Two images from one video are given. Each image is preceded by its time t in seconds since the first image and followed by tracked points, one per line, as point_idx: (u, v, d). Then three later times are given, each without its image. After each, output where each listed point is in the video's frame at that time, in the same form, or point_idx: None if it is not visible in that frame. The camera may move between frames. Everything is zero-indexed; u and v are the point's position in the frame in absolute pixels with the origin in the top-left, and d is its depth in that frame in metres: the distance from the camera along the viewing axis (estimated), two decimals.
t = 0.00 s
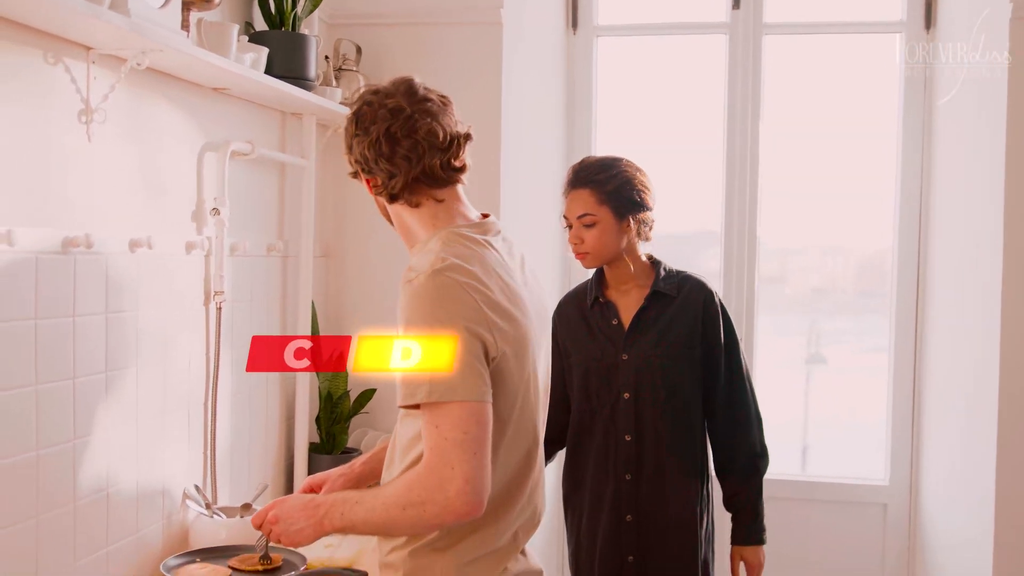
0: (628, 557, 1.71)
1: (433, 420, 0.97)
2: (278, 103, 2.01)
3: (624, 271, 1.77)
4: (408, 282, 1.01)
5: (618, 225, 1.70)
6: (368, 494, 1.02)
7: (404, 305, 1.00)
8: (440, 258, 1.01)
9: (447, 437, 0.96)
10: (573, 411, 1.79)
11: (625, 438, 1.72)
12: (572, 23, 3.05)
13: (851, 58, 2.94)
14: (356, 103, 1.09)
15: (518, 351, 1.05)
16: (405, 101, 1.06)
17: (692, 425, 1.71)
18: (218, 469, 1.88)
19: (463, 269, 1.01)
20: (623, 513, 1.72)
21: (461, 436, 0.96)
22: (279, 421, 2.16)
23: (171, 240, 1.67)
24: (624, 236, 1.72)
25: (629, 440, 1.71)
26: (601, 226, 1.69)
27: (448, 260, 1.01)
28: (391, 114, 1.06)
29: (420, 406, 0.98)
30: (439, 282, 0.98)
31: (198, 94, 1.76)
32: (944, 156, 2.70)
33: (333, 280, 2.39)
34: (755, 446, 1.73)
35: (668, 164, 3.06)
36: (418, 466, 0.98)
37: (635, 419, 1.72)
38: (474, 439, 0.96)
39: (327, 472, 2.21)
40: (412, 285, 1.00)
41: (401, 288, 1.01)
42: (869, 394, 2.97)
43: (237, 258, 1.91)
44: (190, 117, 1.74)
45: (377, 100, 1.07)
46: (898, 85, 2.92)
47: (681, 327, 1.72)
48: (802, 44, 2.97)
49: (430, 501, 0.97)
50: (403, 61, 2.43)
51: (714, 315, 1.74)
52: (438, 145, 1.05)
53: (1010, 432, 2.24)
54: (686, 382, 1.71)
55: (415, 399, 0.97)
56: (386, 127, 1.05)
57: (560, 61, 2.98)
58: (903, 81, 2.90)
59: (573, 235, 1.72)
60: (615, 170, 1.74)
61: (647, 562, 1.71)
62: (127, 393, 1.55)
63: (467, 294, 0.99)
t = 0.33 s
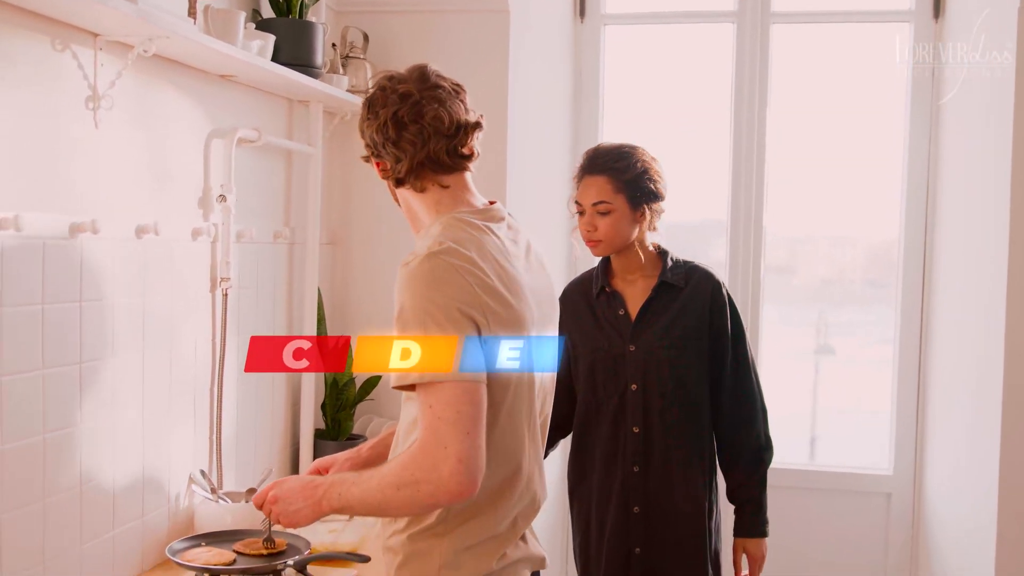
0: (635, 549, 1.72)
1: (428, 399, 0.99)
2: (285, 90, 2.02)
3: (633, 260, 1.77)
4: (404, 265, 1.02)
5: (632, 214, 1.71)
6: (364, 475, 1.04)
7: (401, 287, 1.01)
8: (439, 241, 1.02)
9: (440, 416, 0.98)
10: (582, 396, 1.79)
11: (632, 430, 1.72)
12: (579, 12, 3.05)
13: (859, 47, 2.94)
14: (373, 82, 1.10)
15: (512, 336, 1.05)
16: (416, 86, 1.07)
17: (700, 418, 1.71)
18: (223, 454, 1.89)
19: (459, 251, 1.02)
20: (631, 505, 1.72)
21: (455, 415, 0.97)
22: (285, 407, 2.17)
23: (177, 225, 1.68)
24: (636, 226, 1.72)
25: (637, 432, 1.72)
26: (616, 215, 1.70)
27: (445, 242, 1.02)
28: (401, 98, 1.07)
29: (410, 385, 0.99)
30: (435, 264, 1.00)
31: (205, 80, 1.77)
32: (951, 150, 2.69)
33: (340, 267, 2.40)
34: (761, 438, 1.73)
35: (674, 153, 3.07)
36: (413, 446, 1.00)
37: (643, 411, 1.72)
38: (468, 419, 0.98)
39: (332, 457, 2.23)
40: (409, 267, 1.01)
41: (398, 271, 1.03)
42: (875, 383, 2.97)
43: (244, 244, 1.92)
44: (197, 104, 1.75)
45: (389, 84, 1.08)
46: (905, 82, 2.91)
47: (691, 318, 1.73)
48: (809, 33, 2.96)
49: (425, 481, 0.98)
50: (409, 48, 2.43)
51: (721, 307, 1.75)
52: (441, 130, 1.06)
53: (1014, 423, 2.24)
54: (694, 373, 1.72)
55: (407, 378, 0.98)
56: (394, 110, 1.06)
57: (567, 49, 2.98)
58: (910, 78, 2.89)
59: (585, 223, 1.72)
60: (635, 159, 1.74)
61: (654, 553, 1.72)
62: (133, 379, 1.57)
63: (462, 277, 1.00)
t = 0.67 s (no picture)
0: (636, 542, 1.73)
1: (426, 382, 0.99)
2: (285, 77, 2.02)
3: (643, 249, 1.74)
4: (403, 251, 1.03)
5: (647, 204, 1.68)
6: (362, 458, 1.06)
7: (400, 271, 1.02)
8: (438, 227, 1.03)
9: (439, 400, 0.99)
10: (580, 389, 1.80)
11: (634, 423, 1.72)
12: None
13: (861, 35, 2.93)
14: (380, 68, 1.12)
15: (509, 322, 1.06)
16: (420, 72, 1.08)
17: (703, 413, 1.71)
18: (223, 439, 1.90)
19: (458, 237, 1.03)
20: (632, 498, 1.73)
21: (453, 398, 0.98)
22: (285, 392, 2.18)
23: (177, 211, 1.69)
24: (648, 216, 1.70)
25: (639, 425, 1.72)
26: (630, 204, 1.66)
27: (443, 228, 1.03)
28: (405, 83, 1.08)
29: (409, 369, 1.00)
30: (433, 249, 1.00)
31: (205, 66, 1.77)
32: (951, 147, 2.69)
33: (340, 254, 2.40)
34: (761, 434, 1.72)
35: (675, 140, 3.07)
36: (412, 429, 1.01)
37: (646, 404, 1.72)
38: (468, 402, 0.99)
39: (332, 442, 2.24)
40: (408, 252, 1.02)
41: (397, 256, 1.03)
42: (874, 371, 2.98)
43: (244, 230, 1.93)
44: (199, 89, 1.75)
45: (394, 70, 1.09)
46: (907, 82, 2.91)
47: (697, 312, 1.72)
48: (811, 20, 2.95)
49: (424, 463, 1.00)
50: (410, 35, 2.43)
51: (727, 301, 1.74)
52: (443, 116, 1.07)
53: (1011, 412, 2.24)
54: (698, 367, 1.71)
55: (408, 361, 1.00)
56: (397, 95, 1.08)
57: (569, 36, 2.98)
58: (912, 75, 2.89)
59: (598, 210, 1.68)
60: (653, 148, 1.70)
61: (654, 547, 1.72)
62: (134, 365, 1.57)
63: (462, 262, 1.01)
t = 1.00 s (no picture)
0: (629, 530, 1.72)
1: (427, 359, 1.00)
2: (276, 53, 2.01)
3: (648, 233, 1.73)
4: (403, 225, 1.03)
5: (655, 188, 1.66)
6: (360, 435, 1.08)
7: (400, 246, 1.03)
8: (438, 203, 1.04)
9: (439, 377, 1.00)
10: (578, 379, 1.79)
11: (631, 411, 1.71)
12: None
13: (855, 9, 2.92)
14: (373, 43, 1.12)
15: (509, 298, 1.08)
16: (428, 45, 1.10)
17: (701, 405, 1.68)
18: (216, 416, 1.91)
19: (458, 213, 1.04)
20: (627, 485, 1.72)
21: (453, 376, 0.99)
22: (278, 368, 2.18)
23: (169, 188, 1.69)
24: (656, 200, 1.69)
25: (635, 413, 1.70)
26: (638, 187, 1.65)
27: (443, 205, 1.04)
28: (415, 54, 1.09)
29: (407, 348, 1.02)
30: (434, 225, 1.01)
31: (196, 42, 1.76)
32: (943, 130, 2.68)
33: (333, 231, 2.40)
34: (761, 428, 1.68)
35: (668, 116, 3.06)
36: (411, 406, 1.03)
37: (643, 392, 1.70)
38: (467, 380, 1.00)
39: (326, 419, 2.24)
40: (408, 227, 1.02)
41: (396, 230, 1.04)
42: (867, 347, 2.98)
43: (236, 207, 1.93)
44: (189, 66, 1.75)
45: (400, 41, 1.10)
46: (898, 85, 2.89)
47: (700, 300, 1.69)
48: None
49: (423, 439, 1.02)
50: (402, 11, 2.42)
51: (730, 291, 1.69)
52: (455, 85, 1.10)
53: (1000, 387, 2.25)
54: (697, 357, 1.68)
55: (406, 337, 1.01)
56: (408, 64, 1.09)
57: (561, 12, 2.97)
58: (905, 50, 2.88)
59: (606, 190, 1.66)
60: (668, 130, 1.68)
61: (648, 536, 1.72)
62: (126, 341, 1.58)
63: (462, 237, 1.02)
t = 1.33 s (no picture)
0: (647, 511, 1.63)
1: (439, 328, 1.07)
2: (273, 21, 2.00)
3: (667, 204, 1.61)
4: (416, 194, 1.09)
5: (679, 159, 1.54)
6: (366, 405, 1.15)
7: (412, 215, 1.09)
8: (451, 173, 1.10)
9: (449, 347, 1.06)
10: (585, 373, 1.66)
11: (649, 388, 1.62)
12: None
13: None
14: (388, 8, 1.21)
15: (517, 263, 1.15)
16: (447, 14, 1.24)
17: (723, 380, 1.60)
18: (216, 385, 1.91)
19: (469, 184, 1.10)
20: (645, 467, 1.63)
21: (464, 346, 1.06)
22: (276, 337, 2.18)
23: (167, 156, 1.69)
24: (679, 172, 1.57)
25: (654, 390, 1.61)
26: (662, 157, 1.53)
27: (456, 176, 1.10)
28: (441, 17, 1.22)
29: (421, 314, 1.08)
30: (446, 195, 1.08)
31: (193, 9, 1.76)
32: (942, 97, 2.66)
33: (331, 200, 2.40)
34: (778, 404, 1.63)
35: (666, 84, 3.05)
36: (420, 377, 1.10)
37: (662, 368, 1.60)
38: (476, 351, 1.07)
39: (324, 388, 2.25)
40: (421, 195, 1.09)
41: (409, 199, 1.10)
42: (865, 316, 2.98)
43: (235, 175, 1.93)
44: (186, 33, 1.74)
45: (420, 8, 1.22)
46: (897, 82, 2.88)
47: (722, 272, 1.59)
48: None
49: (432, 409, 1.09)
50: None
51: (751, 263, 1.61)
52: (470, 49, 1.24)
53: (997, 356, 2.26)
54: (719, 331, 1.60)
55: (420, 308, 1.07)
56: (436, 23, 1.21)
57: None
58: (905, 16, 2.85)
59: (626, 158, 1.54)
60: (700, 97, 1.55)
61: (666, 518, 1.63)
62: (126, 308, 1.58)
63: (473, 207, 1.09)
